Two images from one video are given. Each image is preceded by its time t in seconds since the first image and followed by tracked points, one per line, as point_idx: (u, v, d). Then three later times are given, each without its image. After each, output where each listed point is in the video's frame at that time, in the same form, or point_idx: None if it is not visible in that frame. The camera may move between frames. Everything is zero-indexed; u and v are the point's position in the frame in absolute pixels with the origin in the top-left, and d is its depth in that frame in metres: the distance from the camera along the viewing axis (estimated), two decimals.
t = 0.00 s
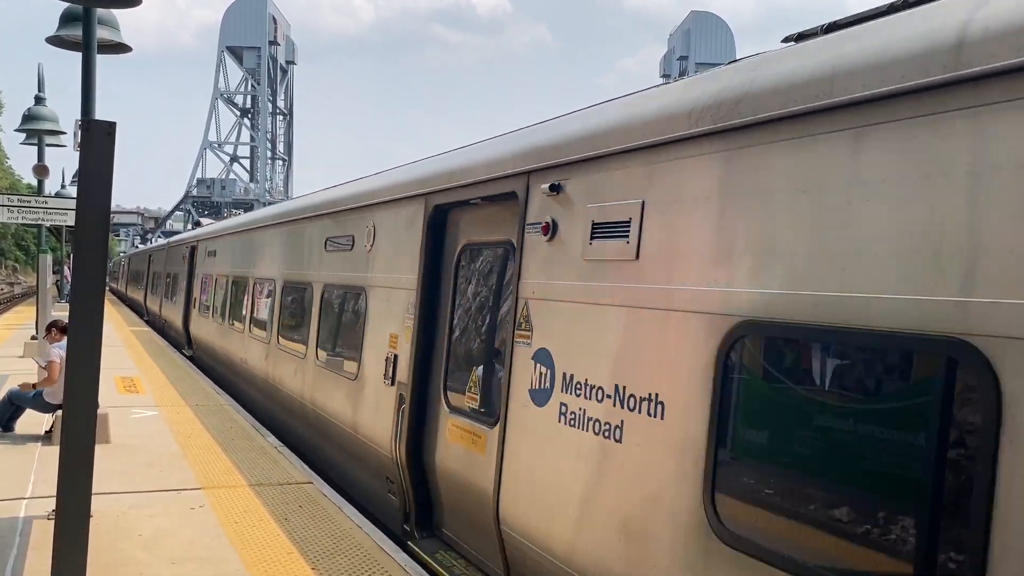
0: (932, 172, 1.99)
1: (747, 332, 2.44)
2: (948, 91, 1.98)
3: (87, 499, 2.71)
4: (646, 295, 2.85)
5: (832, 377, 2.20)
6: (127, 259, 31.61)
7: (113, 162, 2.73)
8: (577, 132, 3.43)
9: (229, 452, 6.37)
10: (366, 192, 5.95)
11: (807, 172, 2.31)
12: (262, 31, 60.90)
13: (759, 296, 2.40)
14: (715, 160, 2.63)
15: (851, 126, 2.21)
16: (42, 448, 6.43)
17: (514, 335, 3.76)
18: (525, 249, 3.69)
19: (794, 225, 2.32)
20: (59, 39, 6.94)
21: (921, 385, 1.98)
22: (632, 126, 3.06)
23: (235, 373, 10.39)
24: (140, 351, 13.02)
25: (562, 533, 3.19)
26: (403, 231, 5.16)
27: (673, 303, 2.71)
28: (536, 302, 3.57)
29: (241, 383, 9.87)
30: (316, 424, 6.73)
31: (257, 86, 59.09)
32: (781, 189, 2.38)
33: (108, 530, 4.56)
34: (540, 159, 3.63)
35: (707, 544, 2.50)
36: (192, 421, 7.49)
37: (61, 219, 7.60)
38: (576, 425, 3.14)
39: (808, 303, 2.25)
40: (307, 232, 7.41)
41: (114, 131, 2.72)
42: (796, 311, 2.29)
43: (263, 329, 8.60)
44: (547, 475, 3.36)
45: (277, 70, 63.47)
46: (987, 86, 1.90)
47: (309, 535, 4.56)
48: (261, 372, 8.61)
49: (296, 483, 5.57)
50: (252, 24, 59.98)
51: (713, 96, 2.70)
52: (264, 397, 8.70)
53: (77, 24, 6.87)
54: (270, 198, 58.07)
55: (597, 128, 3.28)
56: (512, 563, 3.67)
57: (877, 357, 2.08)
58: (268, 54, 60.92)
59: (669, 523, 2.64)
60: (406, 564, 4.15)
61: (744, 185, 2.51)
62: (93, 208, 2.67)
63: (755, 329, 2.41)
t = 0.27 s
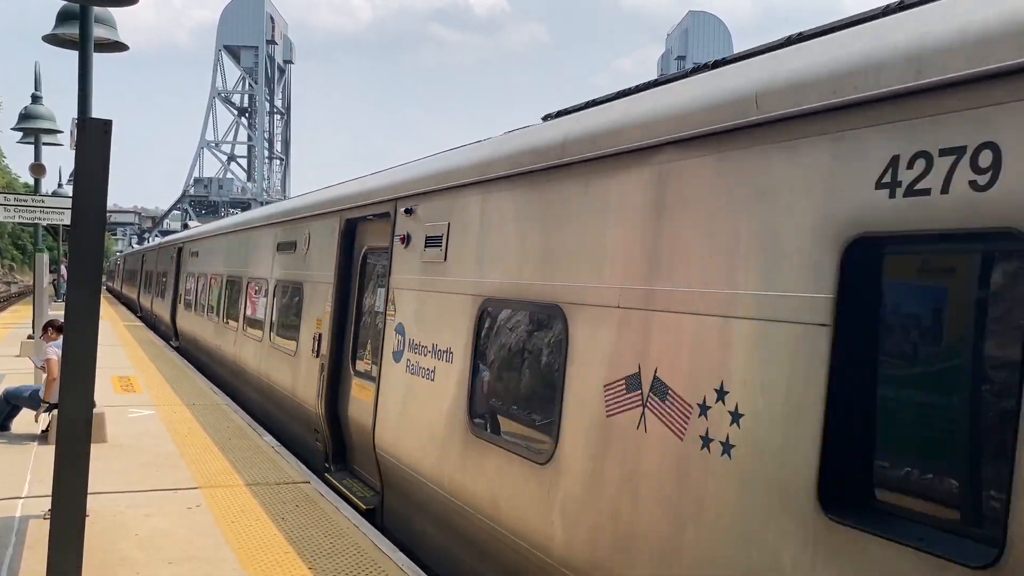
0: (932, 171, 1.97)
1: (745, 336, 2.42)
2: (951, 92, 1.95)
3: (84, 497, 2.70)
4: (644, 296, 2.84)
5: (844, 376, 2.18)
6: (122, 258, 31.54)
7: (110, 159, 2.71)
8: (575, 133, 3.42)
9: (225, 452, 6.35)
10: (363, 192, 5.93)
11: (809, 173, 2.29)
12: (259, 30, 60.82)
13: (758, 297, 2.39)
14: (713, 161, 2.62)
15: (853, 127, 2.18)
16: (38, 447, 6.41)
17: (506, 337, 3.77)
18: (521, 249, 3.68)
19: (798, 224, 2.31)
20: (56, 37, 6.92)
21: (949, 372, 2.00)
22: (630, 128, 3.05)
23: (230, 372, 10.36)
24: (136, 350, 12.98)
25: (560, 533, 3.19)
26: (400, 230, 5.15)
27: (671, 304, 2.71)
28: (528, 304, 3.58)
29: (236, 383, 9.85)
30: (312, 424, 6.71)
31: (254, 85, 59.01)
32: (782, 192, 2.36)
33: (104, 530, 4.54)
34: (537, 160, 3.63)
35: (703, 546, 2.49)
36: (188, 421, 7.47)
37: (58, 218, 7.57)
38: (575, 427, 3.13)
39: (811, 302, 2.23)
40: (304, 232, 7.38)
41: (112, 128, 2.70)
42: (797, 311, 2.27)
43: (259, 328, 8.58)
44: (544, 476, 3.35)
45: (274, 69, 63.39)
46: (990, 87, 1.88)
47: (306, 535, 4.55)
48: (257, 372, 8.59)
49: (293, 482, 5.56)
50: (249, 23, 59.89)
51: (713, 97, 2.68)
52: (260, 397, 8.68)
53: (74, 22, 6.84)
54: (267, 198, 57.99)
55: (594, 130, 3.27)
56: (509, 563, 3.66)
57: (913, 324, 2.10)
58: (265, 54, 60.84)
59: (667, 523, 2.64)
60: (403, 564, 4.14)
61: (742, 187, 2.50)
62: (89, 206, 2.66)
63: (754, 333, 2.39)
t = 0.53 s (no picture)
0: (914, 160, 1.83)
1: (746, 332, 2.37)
2: (930, 78, 1.83)
3: (79, 498, 2.69)
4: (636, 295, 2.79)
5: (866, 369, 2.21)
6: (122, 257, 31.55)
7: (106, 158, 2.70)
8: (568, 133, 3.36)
9: (224, 452, 6.34)
10: (360, 191, 5.89)
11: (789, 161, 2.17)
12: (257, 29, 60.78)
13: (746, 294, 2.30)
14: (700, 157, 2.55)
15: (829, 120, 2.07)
16: (36, 447, 6.40)
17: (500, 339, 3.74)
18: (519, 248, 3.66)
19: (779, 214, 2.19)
20: (53, 37, 6.90)
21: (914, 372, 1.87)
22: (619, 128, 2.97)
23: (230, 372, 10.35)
24: (136, 349, 12.98)
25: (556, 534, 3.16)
26: (396, 230, 5.12)
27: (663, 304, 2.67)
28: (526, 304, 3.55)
29: (236, 382, 9.83)
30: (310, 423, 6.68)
31: (253, 84, 58.98)
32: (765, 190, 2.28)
33: (100, 530, 4.53)
34: (532, 159, 3.58)
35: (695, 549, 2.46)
36: (187, 420, 7.46)
37: (56, 217, 7.55)
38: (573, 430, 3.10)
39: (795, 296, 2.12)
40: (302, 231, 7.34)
41: (107, 127, 2.69)
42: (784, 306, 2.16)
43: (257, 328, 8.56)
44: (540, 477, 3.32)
45: (273, 69, 63.35)
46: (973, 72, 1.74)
47: (304, 534, 4.54)
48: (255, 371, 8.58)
49: (291, 482, 5.54)
50: (248, 22, 59.84)
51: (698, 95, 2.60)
52: (259, 397, 8.66)
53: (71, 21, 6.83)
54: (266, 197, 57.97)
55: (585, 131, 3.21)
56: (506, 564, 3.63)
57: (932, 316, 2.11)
58: (264, 53, 60.81)
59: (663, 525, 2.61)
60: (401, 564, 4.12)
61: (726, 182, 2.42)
62: (85, 205, 2.65)
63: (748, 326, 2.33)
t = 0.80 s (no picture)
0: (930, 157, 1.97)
1: (745, 331, 2.42)
2: (940, 76, 1.98)
3: (79, 498, 2.69)
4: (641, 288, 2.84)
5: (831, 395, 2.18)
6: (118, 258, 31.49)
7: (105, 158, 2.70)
8: (566, 126, 3.41)
9: (220, 452, 6.33)
10: (359, 189, 5.92)
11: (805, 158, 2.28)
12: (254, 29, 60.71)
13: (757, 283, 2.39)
14: (707, 152, 2.62)
15: (841, 112, 2.20)
16: (33, 447, 6.38)
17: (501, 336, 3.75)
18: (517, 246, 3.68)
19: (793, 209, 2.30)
20: (51, 36, 6.89)
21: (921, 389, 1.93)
22: (623, 119, 3.04)
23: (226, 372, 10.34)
24: (132, 349, 12.96)
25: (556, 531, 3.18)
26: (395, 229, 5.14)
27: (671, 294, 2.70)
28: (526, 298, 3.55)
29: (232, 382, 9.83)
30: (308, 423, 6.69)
31: (250, 84, 58.92)
32: (773, 181, 2.37)
33: (99, 530, 4.53)
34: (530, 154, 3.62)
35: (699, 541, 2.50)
36: (184, 421, 7.45)
37: (53, 217, 7.55)
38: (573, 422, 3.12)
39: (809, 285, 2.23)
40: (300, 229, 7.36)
41: (106, 127, 2.69)
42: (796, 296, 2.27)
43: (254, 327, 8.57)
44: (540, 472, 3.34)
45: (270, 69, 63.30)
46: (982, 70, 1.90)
47: (302, 535, 4.54)
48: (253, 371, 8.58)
49: (288, 482, 5.55)
50: (245, 22, 59.77)
51: (703, 86, 2.69)
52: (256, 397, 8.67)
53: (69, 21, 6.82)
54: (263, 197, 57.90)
55: (586, 124, 3.27)
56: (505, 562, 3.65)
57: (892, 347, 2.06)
58: (261, 53, 60.75)
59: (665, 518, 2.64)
60: (399, 563, 4.13)
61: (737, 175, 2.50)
62: (83, 205, 2.65)
63: (754, 317, 2.39)
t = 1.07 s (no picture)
0: (927, 158, 1.98)
1: (742, 332, 2.41)
2: (940, 76, 1.98)
3: (76, 498, 2.69)
4: (641, 287, 2.84)
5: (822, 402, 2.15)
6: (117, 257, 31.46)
7: (101, 158, 2.70)
8: (567, 125, 3.42)
9: (219, 452, 6.33)
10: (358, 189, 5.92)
11: (804, 158, 2.29)
12: (253, 29, 60.66)
13: (755, 282, 2.39)
14: (707, 151, 2.63)
15: (841, 112, 2.21)
16: (31, 448, 6.38)
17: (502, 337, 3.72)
18: (518, 244, 3.67)
19: (792, 209, 2.30)
20: (48, 36, 6.88)
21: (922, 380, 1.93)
22: (623, 117, 3.04)
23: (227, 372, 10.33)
24: (132, 349, 12.95)
25: (558, 530, 3.19)
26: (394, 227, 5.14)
27: (672, 295, 2.69)
28: (526, 299, 3.55)
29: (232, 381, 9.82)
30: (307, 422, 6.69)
31: (249, 84, 58.88)
32: (771, 183, 2.38)
33: (97, 530, 4.52)
34: (531, 152, 3.62)
35: (700, 541, 2.49)
36: (183, 420, 7.44)
37: (51, 217, 7.54)
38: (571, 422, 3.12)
39: (808, 285, 2.22)
40: (299, 229, 7.35)
41: (103, 127, 2.68)
42: (792, 297, 2.26)
43: (253, 326, 8.56)
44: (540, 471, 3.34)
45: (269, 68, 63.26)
46: (982, 71, 1.90)
47: (300, 535, 4.53)
48: (252, 370, 8.57)
49: (286, 482, 5.54)
50: (243, 21, 59.72)
51: (703, 86, 2.70)
52: (256, 396, 8.66)
53: (67, 20, 6.81)
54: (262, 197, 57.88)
55: (587, 122, 3.27)
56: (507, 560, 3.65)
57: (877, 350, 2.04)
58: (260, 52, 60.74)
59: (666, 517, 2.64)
60: (400, 563, 4.13)
61: (735, 176, 2.50)
62: (79, 206, 2.64)
63: (753, 320, 2.38)
